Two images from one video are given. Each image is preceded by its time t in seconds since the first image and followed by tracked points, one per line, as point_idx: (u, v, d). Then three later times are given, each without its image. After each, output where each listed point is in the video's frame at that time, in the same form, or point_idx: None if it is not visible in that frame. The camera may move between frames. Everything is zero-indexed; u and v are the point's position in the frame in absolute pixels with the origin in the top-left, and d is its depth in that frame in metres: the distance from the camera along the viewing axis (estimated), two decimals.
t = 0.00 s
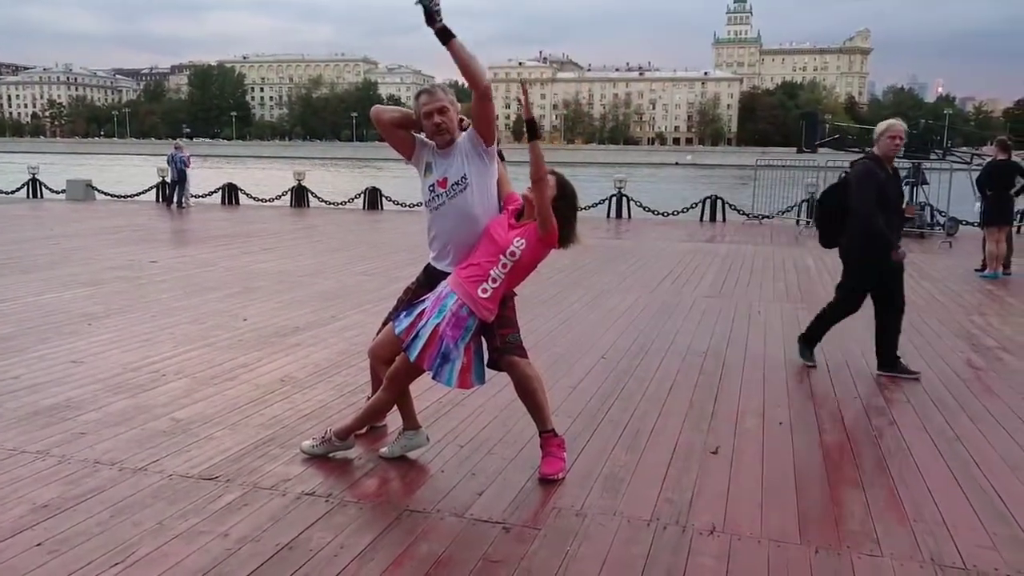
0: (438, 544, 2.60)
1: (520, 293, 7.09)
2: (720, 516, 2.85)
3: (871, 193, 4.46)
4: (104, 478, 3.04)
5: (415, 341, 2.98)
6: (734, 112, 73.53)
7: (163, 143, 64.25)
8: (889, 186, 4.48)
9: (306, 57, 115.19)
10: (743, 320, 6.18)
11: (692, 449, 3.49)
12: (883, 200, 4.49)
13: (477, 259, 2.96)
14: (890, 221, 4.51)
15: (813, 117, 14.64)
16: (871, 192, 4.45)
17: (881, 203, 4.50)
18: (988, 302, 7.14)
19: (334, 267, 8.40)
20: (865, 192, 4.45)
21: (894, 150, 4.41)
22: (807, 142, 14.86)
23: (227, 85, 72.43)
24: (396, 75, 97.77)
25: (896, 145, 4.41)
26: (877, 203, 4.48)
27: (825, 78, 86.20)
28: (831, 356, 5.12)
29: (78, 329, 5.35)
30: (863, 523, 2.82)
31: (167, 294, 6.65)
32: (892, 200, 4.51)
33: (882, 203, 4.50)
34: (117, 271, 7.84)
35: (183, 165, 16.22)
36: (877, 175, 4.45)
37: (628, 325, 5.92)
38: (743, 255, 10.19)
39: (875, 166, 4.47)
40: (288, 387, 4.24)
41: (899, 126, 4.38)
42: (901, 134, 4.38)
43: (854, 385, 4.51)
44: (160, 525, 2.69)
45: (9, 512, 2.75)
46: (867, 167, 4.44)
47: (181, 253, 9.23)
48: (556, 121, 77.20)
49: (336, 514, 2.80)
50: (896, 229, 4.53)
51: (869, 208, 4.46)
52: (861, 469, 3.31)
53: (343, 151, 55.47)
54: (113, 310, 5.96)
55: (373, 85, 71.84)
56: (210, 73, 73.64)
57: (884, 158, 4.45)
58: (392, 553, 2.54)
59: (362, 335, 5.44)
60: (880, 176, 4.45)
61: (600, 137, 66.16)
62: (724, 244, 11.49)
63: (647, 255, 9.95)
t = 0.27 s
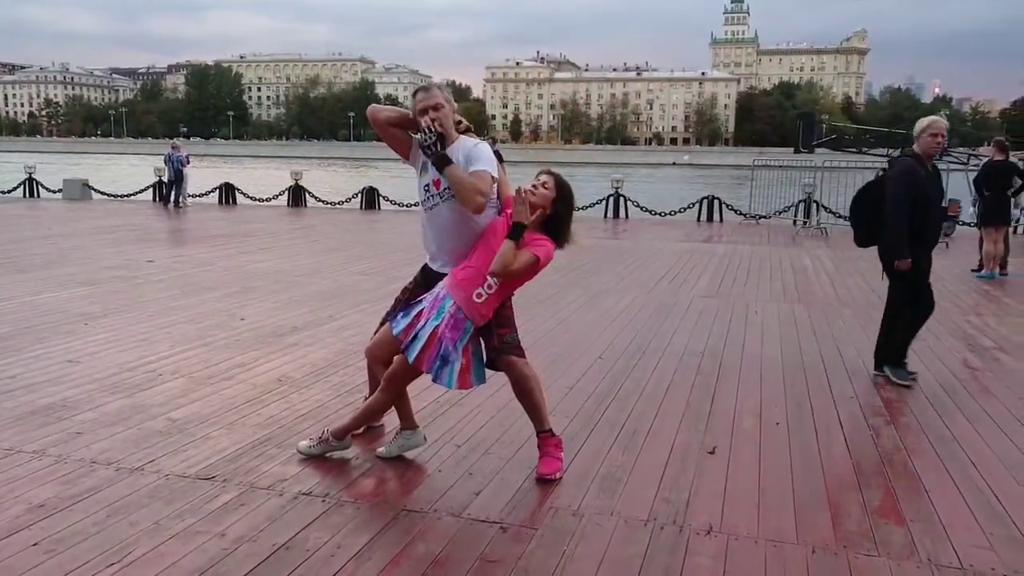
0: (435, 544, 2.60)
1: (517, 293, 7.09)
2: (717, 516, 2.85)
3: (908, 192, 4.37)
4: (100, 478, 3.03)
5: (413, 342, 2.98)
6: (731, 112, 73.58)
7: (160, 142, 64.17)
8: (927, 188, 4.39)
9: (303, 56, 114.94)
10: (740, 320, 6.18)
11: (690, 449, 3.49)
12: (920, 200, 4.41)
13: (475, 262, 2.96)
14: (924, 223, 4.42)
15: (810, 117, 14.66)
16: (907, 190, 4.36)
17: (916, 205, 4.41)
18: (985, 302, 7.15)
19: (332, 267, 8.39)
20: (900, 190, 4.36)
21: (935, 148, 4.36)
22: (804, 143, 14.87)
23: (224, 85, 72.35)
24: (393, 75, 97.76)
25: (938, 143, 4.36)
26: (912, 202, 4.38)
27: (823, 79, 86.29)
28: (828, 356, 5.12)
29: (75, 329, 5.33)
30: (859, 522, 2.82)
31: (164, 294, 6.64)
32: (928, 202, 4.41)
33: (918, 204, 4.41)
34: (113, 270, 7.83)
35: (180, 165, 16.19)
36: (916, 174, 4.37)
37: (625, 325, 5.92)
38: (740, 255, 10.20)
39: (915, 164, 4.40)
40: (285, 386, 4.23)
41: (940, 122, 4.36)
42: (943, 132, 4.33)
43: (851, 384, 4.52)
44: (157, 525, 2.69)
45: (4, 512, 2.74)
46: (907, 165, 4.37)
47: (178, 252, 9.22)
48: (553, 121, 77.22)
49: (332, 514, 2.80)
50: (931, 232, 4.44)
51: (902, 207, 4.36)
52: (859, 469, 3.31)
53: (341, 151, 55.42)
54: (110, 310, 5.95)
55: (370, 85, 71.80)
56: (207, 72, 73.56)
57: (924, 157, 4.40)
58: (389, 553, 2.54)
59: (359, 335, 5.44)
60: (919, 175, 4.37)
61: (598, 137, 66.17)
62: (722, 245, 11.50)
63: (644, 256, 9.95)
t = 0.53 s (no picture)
0: (435, 544, 2.60)
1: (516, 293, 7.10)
2: (715, 516, 2.85)
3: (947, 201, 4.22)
4: (100, 478, 3.03)
5: (411, 342, 2.98)
6: (730, 113, 73.62)
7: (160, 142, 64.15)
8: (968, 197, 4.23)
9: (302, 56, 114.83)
10: (738, 320, 6.19)
11: (689, 449, 3.49)
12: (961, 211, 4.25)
13: (474, 263, 2.95)
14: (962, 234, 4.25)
15: (809, 118, 14.67)
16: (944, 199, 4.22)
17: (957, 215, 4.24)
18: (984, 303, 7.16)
19: (331, 267, 8.40)
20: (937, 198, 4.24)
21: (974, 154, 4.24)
22: (804, 143, 14.88)
23: (223, 85, 72.32)
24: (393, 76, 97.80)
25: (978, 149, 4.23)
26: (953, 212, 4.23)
27: (821, 79, 86.39)
28: (827, 356, 5.13)
29: (75, 329, 5.33)
30: (857, 523, 2.83)
31: (164, 294, 6.65)
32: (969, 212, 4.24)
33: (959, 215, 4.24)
34: (113, 270, 7.83)
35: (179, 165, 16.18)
36: (956, 181, 4.23)
37: (623, 326, 5.93)
38: (739, 255, 10.21)
39: (956, 172, 4.27)
40: (285, 387, 4.23)
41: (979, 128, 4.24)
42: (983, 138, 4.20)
43: (850, 385, 4.52)
44: (156, 525, 2.69)
45: (3, 512, 2.74)
46: (945, 174, 4.24)
47: (177, 253, 9.22)
48: (553, 121, 77.25)
49: (332, 514, 2.80)
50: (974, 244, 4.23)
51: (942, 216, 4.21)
52: (857, 470, 3.31)
53: (340, 151, 55.42)
54: (110, 310, 5.95)
55: (370, 85, 71.80)
56: (207, 72, 73.55)
57: (964, 163, 4.28)
58: (388, 553, 2.54)
59: (358, 335, 5.44)
60: (959, 182, 4.23)
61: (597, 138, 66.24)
62: (721, 245, 11.51)
63: (643, 256, 9.96)
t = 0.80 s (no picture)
0: (432, 542, 2.61)
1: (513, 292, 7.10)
2: (712, 515, 2.86)
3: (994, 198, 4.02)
4: (97, 477, 3.03)
5: (408, 341, 2.98)
6: (726, 112, 73.64)
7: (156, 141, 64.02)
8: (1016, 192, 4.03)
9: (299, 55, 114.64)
10: (735, 319, 6.20)
11: (685, 448, 3.50)
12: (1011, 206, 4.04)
13: (471, 262, 2.94)
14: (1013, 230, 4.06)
15: (806, 117, 14.68)
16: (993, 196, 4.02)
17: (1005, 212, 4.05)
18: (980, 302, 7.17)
19: (328, 266, 8.40)
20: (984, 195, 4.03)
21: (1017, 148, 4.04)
22: (800, 142, 14.89)
23: (220, 83, 72.18)
24: (389, 74, 97.70)
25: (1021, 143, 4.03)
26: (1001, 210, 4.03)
27: (818, 78, 86.45)
28: (823, 355, 5.14)
29: (71, 328, 5.33)
30: (853, 521, 2.83)
31: (160, 292, 6.64)
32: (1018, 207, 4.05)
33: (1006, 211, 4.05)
34: (109, 269, 7.81)
35: (176, 164, 16.16)
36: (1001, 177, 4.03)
37: (619, 324, 5.93)
38: (735, 254, 10.22)
39: (998, 167, 4.07)
40: (282, 385, 4.24)
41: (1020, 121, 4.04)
42: None
43: (845, 383, 4.53)
44: (153, 523, 2.69)
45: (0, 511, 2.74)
46: (988, 170, 4.04)
47: (174, 252, 9.20)
48: (549, 120, 77.23)
49: (329, 513, 2.80)
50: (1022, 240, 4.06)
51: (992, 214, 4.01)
52: (853, 469, 3.32)
53: (337, 150, 55.38)
54: (106, 309, 5.94)
55: (367, 84, 71.69)
56: (203, 71, 73.40)
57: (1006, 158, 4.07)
58: (385, 552, 2.55)
59: (355, 334, 5.44)
60: (1004, 178, 4.03)
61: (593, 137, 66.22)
62: (718, 244, 11.51)
63: (640, 255, 9.97)
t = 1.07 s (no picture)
0: (431, 542, 2.61)
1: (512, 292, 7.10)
2: (710, 514, 2.86)
3: None
4: (96, 477, 3.03)
5: (407, 340, 2.99)
6: (726, 112, 73.66)
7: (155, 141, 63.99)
8: None
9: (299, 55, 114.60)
10: (734, 319, 6.20)
11: (684, 448, 3.50)
12: None
13: (471, 263, 2.93)
14: None
15: (805, 117, 14.69)
16: None
17: None
18: (979, 302, 7.18)
19: (327, 266, 8.40)
20: None
21: None
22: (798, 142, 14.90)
23: (219, 83, 72.16)
24: (388, 74, 97.74)
25: None
26: None
27: (817, 79, 86.46)
28: (822, 355, 5.15)
29: (70, 328, 5.32)
30: (852, 521, 2.84)
31: (159, 292, 6.64)
32: None
33: None
34: (107, 269, 7.81)
35: (175, 164, 16.15)
36: None
37: (618, 324, 5.93)
38: (734, 254, 10.22)
39: None
40: (281, 385, 4.24)
41: None
42: None
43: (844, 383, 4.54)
44: (152, 523, 2.69)
45: None
46: None
47: (173, 251, 9.20)
48: (549, 120, 77.23)
49: (328, 512, 2.80)
50: None
51: None
52: (851, 468, 3.32)
53: (336, 150, 55.36)
54: (105, 309, 5.94)
55: (366, 84, 71.67)
56: (202, 71, 73.38)
57: None
58: (384, 551, 2.55)
59: (354, 334, 5.44)
60: None
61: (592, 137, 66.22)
62: (717, 244, 11.52)
63: (639, 255, 9.97)
